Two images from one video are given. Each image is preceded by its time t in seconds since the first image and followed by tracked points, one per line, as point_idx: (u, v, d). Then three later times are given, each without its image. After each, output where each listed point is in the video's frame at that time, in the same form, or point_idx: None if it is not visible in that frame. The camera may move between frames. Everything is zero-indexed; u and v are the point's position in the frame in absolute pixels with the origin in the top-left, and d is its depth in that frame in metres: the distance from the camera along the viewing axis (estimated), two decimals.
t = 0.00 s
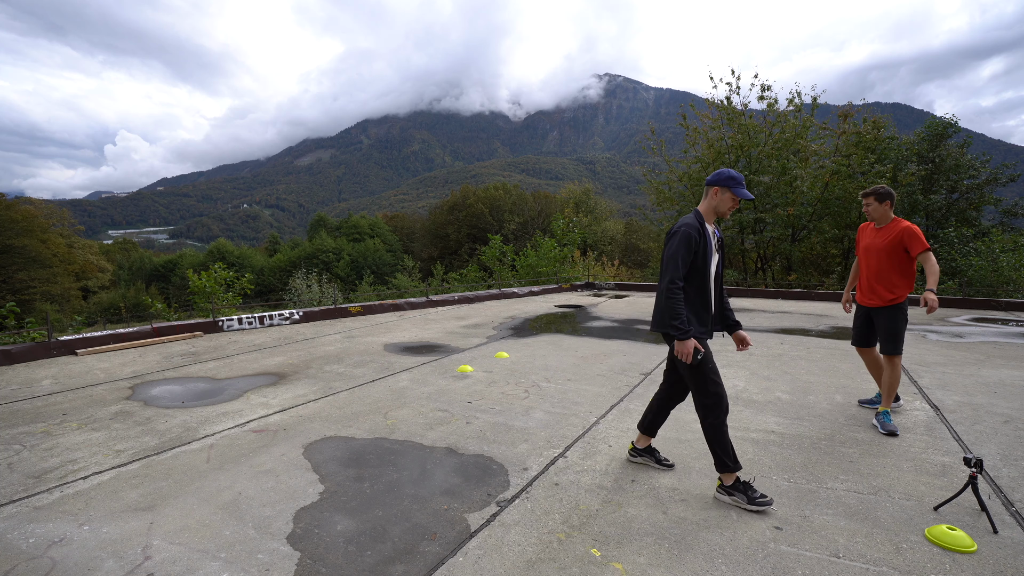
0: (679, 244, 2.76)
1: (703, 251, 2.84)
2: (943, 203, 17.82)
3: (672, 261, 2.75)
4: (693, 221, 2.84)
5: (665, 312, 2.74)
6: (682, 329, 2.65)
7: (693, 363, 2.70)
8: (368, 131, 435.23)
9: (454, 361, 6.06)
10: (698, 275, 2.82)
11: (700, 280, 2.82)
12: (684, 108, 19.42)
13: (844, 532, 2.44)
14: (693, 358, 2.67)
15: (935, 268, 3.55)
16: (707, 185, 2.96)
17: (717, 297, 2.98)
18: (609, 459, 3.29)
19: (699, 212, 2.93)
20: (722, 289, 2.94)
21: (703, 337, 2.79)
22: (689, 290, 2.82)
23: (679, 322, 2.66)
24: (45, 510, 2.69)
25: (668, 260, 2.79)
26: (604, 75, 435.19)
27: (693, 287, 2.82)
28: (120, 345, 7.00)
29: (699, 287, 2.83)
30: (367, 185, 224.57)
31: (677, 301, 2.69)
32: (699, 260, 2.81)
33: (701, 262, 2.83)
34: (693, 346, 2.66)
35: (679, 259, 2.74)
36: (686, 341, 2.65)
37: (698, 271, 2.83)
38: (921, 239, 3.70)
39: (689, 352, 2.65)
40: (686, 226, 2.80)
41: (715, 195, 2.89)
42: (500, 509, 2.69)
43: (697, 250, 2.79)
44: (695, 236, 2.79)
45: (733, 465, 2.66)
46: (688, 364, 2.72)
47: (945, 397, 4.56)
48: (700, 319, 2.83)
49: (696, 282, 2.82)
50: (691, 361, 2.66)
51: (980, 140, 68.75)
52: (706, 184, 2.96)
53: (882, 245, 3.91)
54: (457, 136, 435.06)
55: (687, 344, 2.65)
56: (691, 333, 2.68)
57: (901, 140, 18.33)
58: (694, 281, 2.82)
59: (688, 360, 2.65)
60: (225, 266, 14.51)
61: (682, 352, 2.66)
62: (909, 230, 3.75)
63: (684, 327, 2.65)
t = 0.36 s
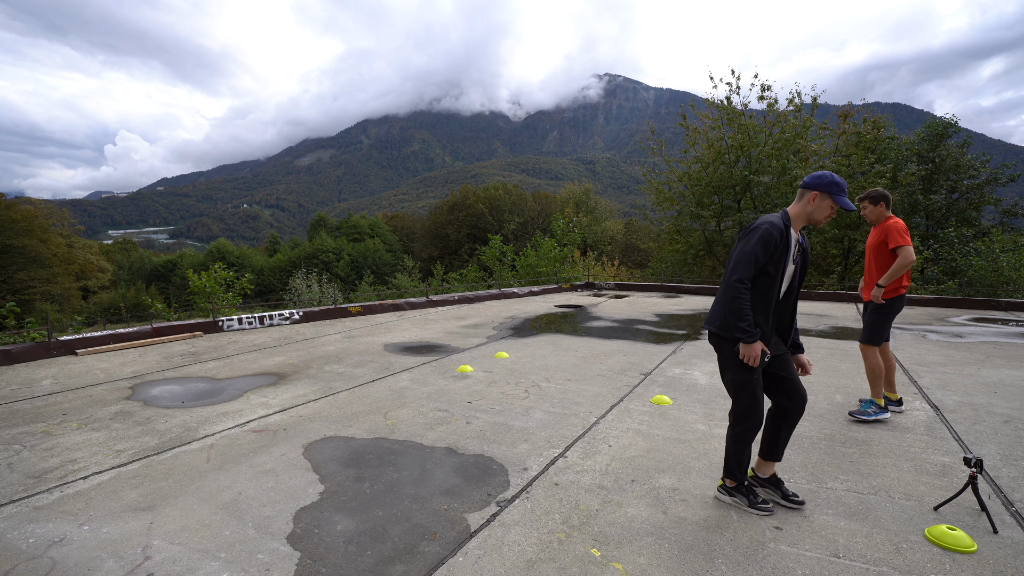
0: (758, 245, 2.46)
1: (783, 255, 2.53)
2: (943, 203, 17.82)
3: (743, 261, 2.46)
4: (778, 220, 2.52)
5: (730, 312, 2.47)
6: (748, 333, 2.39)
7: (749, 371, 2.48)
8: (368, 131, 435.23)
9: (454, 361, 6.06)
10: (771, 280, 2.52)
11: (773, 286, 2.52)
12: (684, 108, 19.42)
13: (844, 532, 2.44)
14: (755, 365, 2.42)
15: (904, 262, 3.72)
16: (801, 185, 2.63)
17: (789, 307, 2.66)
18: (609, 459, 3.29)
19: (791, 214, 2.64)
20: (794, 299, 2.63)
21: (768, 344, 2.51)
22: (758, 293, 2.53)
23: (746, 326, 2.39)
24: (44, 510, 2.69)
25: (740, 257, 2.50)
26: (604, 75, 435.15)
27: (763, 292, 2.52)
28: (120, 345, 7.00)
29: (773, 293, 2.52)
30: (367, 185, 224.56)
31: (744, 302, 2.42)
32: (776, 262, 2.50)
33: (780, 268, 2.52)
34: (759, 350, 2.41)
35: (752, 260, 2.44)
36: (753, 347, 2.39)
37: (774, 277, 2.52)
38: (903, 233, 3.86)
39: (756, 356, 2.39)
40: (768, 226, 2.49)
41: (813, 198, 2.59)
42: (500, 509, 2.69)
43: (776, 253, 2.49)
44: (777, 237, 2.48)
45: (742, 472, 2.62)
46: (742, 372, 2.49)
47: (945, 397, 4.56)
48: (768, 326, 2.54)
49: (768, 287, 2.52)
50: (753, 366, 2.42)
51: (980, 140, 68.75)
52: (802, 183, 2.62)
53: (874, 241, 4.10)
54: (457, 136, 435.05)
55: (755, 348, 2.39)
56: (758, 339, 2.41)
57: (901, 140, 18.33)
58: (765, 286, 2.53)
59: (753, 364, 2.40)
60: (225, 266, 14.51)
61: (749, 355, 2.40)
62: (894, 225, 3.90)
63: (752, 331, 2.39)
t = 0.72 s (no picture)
0: (863, 291, 2.15)
1: (883, 321, 2.21)
2: (943, 203, 17.82)
3: (834, 291, 2.19)
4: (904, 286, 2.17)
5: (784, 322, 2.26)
6: (787, 351, 2.19)
7: (778, 387, 2.31)
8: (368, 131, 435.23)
9: (454, 361, 6.07)
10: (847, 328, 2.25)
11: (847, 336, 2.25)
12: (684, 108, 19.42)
13: (843, 532, 2.44)
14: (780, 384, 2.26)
15: (890, 260, 3.88)
16: (940, 277, 2.13)
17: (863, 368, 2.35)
18: (609, 459, 3.29)
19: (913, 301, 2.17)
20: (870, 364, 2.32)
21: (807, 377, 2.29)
22: (829, 330, 2.26)
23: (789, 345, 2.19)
24: (44, 510, 2.69)
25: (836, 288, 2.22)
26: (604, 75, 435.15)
27: (835, 333, 2.25)
28: (120, 345, 7.00)
29: (843, 339, 2.25)
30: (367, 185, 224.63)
31: (806, 324, 2.18)
32: (866, 315, 2.21)
33: (869, 327, 2.22)
34: (789, 375, 2.22)
35: (844, 296, 2.16)
36: (783, 367, 2.21)
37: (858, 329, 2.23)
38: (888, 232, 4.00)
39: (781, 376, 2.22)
40: (887, 285, 2.15)
41: (949, 296, 2.10)
42: (500, 509, 2.69)
43: (877, 311, 2.18)
44: (891, 300, 2.15)
45: (761, 475, 2.50)
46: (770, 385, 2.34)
47: (945, 398, 4.56)
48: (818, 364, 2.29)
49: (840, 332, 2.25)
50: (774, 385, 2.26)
51: (979, 140, 68.77)
52: (943, 275, 2.12)
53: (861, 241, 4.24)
54: (457, 136, 435.06)
55: (783, 369, 2.21)
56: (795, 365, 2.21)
57: (901, 140, 18.34)
58: (839, 329, 2.26)
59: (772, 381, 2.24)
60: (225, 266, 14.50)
61: (773, 371, 2.24)
62: (874, 226, 4.06)
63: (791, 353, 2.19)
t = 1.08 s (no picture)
0: (942, 333, 2.06)
1: (942, 369, 2.11)
2: (943, 203, 17.83)
3: (915, 321, 2.11)
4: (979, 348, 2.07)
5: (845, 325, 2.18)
6: (836, 351, 2.13)
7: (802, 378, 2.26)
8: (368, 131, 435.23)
9: (454, 361, 6.07)
10: (900, 359, 2.18)
11: (894, 366, 2.19)
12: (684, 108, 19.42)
13: (843, 531, 2.44)
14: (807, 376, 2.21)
15: (855, 270, 4.01)
16: (1005, 348, 2.06)
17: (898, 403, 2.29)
18: (609, 459, 3.29)
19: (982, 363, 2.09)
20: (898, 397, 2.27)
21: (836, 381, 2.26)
22: (883, 354, 2.19)
23: (842, 347, 2.12)
24: (44, 510, 2.69)
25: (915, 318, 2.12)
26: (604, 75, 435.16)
27: (887, 359, 2.18)
28: (120, 345, 7.00)
29: (891, 366, 2.19)
30: (366, 185, 224.57)
31: (868, 336, 2.11)
32: (924, 355, 2.12)
33: (923, 366, 2.14)
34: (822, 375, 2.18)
35: (920, 329, 2.08)
36: (820, 365, 2.17)
37: (913, 365, 2.16)
38: (858, 239, 4.07)
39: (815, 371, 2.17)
40: (968, 341, 2.04)
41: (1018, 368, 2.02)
42: (500, 509, 2.69)
43: (940, 357, 2.09)
44: (963, 351, 2.05)
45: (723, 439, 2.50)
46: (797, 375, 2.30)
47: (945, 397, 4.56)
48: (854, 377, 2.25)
49: (891, 360, 2.18)
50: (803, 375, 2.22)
51: (979, 140, 68.83)
52: (1010, 348, 2.04)
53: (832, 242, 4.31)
54: (457, 136, 435.05)
55: (820, 364, 2.16)
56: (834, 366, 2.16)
57: (901, 140, 18.35)
58: (892, 357, 2.18)
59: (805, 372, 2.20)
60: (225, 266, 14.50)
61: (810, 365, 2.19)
62: (847, 232, 4.12)
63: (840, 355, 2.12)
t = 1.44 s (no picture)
0: (963, 334, 2.07)
1: (959, 372, 2.11)
2: (943, 203, 17.83)
3: (939, 321, 2.11)
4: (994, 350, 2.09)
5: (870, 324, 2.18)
6: (858, 347, 2.12)
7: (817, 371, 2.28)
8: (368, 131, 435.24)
9: (454, 361, 6.07)
10: (918, 359, 2.18)
11: (912, 366, 2.19)
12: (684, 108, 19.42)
13: (843, 532, 2.43)
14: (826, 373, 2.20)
15: (817, 271, 4.06)
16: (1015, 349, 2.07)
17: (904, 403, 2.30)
18: (609, 459, 3.29)
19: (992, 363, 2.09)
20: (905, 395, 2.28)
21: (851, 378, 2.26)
22: (901, 353, 2.19)
23: (865, 343, 2.12)
24: (44, 510, 2.69)
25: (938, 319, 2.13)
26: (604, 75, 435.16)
27: (906, 358, 2.18)
28: (120, 345, 7.00)
29: (908, 365, 2.19)
30: (366, 185, 224.59)
31: (891, 334, 2.11)
32: (941, 357, 2.13)
33: (940, 367, 2.14)
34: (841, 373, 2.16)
35: (944, 330, 2.08)
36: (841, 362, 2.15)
37: (928, 365, 2.16)
38: (830, 243, 4.07)
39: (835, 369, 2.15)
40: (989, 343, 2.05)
41: None
42: (500, 509, 2.69)
43: (958, 358, 2.10)
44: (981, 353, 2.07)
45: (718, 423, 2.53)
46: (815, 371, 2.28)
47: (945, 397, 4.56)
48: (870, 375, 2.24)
49: (910, 360, 2.18)
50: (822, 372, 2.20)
51: (979, 139, 68.88)
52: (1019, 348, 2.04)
53: (812, 243, 4.33)
54: (457, 136, 435.05)
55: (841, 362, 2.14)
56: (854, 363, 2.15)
57: (901, 140, 18.36)
58: (910, 357, 2.18)
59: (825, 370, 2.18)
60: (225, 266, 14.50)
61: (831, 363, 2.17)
62: (824, 233, 4.14)
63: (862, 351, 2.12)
